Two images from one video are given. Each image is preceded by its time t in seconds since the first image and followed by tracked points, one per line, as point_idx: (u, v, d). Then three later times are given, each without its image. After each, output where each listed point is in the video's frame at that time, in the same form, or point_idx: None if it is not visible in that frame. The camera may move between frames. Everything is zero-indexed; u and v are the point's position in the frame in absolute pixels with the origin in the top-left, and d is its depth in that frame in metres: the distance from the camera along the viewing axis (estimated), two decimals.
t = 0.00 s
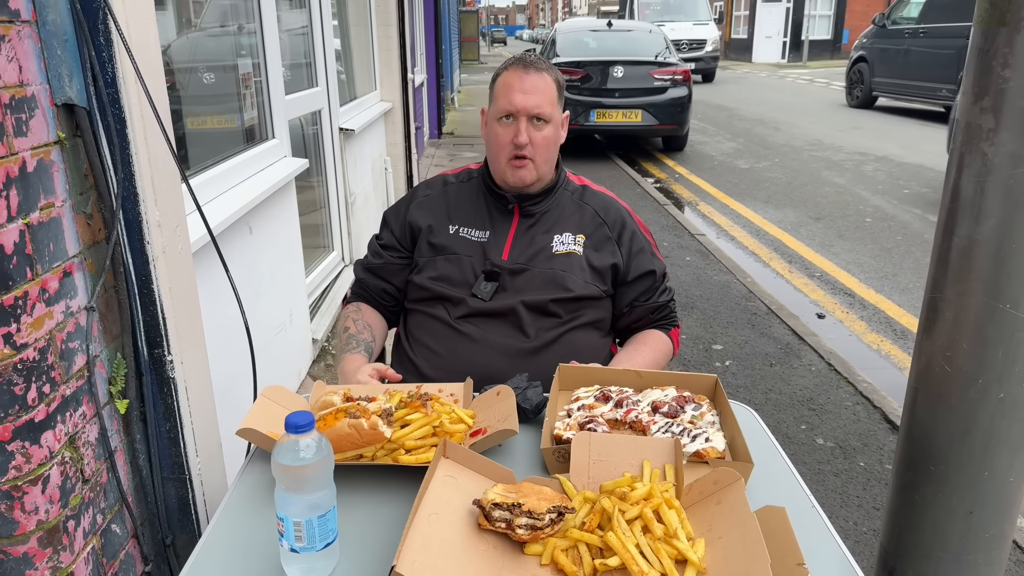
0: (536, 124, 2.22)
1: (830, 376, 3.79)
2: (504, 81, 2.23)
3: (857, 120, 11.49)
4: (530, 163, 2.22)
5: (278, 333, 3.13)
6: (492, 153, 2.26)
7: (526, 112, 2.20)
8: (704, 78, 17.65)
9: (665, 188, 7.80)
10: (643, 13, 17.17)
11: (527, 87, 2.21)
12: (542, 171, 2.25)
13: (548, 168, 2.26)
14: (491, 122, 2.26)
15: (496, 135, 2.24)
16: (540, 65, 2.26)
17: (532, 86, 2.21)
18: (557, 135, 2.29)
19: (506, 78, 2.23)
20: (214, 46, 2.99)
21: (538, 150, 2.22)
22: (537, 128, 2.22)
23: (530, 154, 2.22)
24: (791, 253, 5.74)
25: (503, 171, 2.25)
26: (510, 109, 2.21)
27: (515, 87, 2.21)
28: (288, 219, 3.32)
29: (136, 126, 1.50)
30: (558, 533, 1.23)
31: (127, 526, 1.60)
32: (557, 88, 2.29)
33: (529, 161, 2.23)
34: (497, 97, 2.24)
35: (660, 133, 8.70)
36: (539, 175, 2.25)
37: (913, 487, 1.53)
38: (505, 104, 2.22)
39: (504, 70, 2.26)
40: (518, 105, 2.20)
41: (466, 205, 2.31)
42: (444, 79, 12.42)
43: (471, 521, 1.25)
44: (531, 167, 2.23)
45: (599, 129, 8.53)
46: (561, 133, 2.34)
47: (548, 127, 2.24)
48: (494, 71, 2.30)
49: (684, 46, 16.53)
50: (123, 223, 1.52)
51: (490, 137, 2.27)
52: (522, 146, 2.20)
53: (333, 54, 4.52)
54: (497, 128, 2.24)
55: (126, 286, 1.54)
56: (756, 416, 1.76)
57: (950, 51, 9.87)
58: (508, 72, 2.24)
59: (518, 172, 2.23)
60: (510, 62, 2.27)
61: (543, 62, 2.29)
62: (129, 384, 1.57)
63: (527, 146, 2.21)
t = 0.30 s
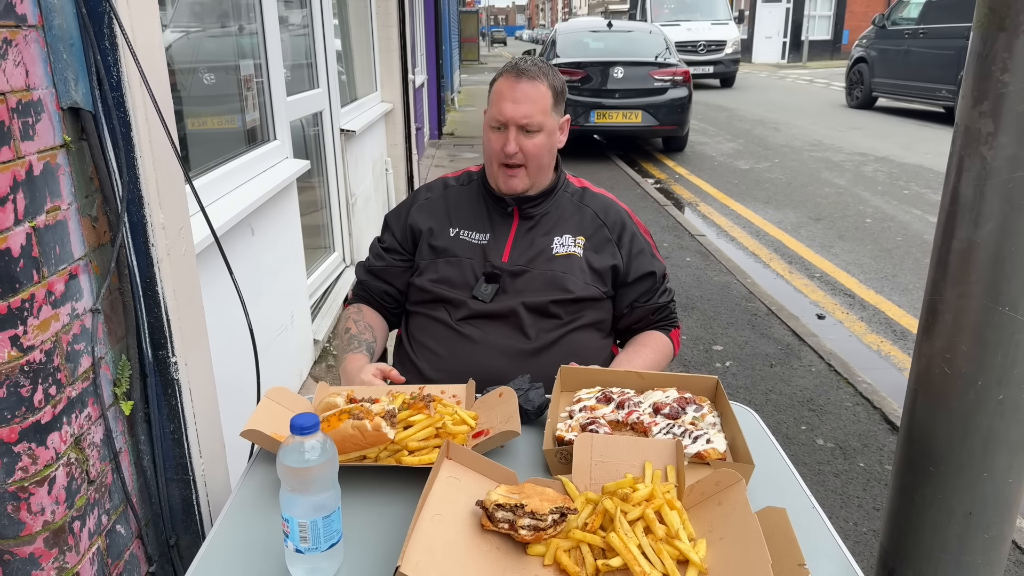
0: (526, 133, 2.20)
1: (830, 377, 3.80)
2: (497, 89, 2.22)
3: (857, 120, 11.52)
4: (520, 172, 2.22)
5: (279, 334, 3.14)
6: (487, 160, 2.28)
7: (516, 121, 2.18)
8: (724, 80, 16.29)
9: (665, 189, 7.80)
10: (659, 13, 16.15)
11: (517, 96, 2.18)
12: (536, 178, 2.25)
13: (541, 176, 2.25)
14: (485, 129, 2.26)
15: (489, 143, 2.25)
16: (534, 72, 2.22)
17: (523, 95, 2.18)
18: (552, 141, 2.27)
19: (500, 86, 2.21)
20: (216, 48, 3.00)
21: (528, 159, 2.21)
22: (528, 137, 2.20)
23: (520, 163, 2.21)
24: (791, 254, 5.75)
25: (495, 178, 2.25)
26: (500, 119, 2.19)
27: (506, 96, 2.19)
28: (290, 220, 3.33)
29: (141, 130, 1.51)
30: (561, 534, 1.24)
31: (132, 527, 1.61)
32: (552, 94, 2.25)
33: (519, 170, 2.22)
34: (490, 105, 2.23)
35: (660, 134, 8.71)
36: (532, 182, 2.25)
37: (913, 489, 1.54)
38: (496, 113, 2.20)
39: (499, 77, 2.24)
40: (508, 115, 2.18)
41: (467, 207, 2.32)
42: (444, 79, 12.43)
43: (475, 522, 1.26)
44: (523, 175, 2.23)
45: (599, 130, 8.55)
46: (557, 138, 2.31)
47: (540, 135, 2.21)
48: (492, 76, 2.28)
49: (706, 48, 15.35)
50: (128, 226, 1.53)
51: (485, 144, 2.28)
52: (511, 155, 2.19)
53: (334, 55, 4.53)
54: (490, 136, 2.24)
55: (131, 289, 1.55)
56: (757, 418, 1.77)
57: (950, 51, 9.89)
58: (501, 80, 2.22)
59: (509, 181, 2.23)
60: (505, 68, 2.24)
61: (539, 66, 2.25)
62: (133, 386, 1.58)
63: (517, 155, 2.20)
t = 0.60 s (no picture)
0: (525, 150, 2.18)
1: (831, 378, 3.80)
2: (496, 105, 2.18)
3: (857, 121, 11.53)
4: (518, 188, 2.22)
5: (281, 335, 3.15)
6: (486, 172, 2.28)
7: (515, 140, 2.16)
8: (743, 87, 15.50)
9: (665, 190, 7.81)
10: (675, 13, 14.61)
11: (516, 115, 2.15)
12: (536, 187, 2.24)
13: (541, 188, 2.25)
14: (484, 142, 2.25)
15: (488, 157, 2.24)
16: (534, 88, 2.18)
17: (522, 113, 2.15)
18: (551, 154, 2.25)
19: (498, 103, 2.18)
20: (218, 49, 3.01)
21: (528, 174, 2.21)
22: (527, 153, 2.19)
23: (519, 179, 2.20)
24: (791, 254, 5.76)
25: (495, 188, 2.26)
26: (499, 136, 2.17)
27: (505, 115, 2.16)
28: (291, 220, 3.34)
29: (145, 132, 1.51)
30: (563, 534, 1.25)
31: (135, 527, 1.62)
32: (551, 109, 2.22)
33: (517, 186, 2.22)
34: (488, 120, 2.20)
35: (660, 135, 8.72)
36: (531, 194, 2.25)
37: (913, 489, 1.55)
38: (495, 130, 2.18)
39: (497, 90, 2.20)
40: (506, 133, 2.16)
41: (468, 211, 2.33)
42: (444, 80, 12.46)
43: (478, 522, 1.27)
44: (522, 189, 2.22)
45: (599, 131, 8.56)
46: (558, 151, 2.29)
47: (539, 151, 2.20)
48: (490, 88, 2.24)
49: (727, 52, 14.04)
50: (132, 227, 1.54)
51: (484, 156, 2.27)
52: (510, 172, 2.19)
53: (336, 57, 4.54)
54: (490, 150, 2.23)
55: (135, 290, 1.56)
56: (757, 418, 1.77)
57: (950, 52, 9.91)
58: (500, 96, 2.18)
59: (508, 194, 2.23)
60: (503, 82, 2.20)
61: (538, 80, 2.21)
62: (137, 387, 1.59)
63: (516, 171, 2.19)
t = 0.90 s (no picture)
0: (526, 156, 2.19)
1: (830, 380, 3.81)
2: (498, 110, 2.19)
3: (858, 123, 11.55)
4: (517, 193, 2.22)
5: (281, 337, 3.15)
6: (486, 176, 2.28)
7: (516, 145, 2.16)
8: (771, 93, 14.53)
9: (665, 192, 7.82)
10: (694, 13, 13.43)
11: (518, 120, 2.15)
12: (534, 195, 2.24)
13: (539, 194, 2.25)
14: (485, 146, 2.25)
15: (489, 161, 2.24)
16: (537, 94, 2.19)
17: (524, 119, 2.15)
18: (551, 161, 2.26)
19: (501, 107, 2.18)
20: (217, 52, 3.01)
21: (527, 180, 2.20)
22: (527, 159, 2.19)
23: (518, 184, 2.20)
24: (791, 256, 5.77)
25: (494, 193, 2.25)
26: (499, 141, 2.17)
27: (506, 119, 2.16)
28: (291, 223, 3.35)
29: (145, 137, 1.52)
30: (561, 538, 1.26)
31: (135, 531, 1.63)
32: (553, 116, 2.22)
33: (517, 191, 2.22)
34: (490, 124, 2.21)
35: (660, 136, 8.73)
36: (529, 200, 2.25)
37: (911, 493, 1.55)
38: (496, 134, 2.17)
39: (501, 96, 2.21)
40: (507, 138, 2.15)
41: (471, 213, 2.33)
42: (444, 82, 12.48)
43: (476, 526, 1.27)
44: (521, 194, 2.22)
45: (599, 133, 8.57)
46: (558, 157, 2.29)
47: (539, 157, 2.20)
48: (494, 93, 2.25)
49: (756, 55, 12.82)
50: (132, 232, 1.54)
51: (485, 160, 2.27)
52: (509, 176, 2.19)
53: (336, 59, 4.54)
54: (491, 154, 2.23)
55: (134, 294, 1.56)
56: (755, 422, 1.78)
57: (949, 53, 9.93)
58: (503, 100, 2.19)
59: (507, 199, 2.23)
60: (507, 88, 2.21)
61: (541, 87, 2.22)
62: (137, 391, 1.60)
63: (515, 176, 2.19)
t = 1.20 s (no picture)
0: (533, 160, 2.18)
1: (829, 382, 3.81)
2: (508, 112, 2.18)
3: (857, 124, 11.56)
4: (524, 195, 2.21)
5: (282, 339, 3.15)
6: (492, 178, 2.26)
7: (524, 148, 2.15)
8: (801, 103, 13.78)
9: (664, 193, 7.83)
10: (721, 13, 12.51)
11: (528, 124, 2.14)
12: (539, 200, 2.23)
13: (545, 199, 2.24)
14: (492, 149, 2.23)
15: (496, 164, 2.23)
16: (547, 99, 2.19)
17: (533, 122, 2.15)
18: (558, 166, 2.25)
19: (510, 110, 2.18)
20: (218, 54, 3.01)
21: (533, 184, 2.20)
22: (534, 163, 2.18)
23: (525, 188, 2.20)
24: (790, 257, 5.77)
25: (499, 197, 2.24)
26: (508, 144, 2.16)
27: (516, 122, 2.15)
28: (292, 224, 3.35)
29: (147, 140, 1.52)
30: (563, 540, 1.26)
31: (137, 532, 1.63)
32: (562, 121, 2.22)
33: (524, 194, 2.21)
34: (499, 127, 2.20)
35: (660, 137, 8.73)
36: (534, 205, 2.24)
37: (910, 494, 1.56)
38: (504, 137, 2.17)
39: (511, 99, 2.21)
40: (517, 141, 2.14)
41: (476, 215, 2.32)
42: (444, 84, 12.49)
43: (477, 527, 1.27)
44: (526, 199, 2.22)
45: (599, 134, 8.58)
46: (565, 162, 2.29)
47: (547, 162, 2.20)
48: (504, 96, 2.24)
49: (794, 60, 11.78)
50: (134, 234, 1.54)
51: (492, 162, 2.26)
52: (516, 180, 2.18)
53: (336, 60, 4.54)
54: (498, 157, 2.22)
55: (137, 296, 1.57)
56: (757, 424, 1.78)
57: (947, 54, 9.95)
58: (513, 104, 2.19)
59: (512, 203, 2.22)
60: (517, 91, 2.21)
61: (552, 91, 2.22)
62: (140, 393, 1.60)
63: (522, 180, 2.18)
